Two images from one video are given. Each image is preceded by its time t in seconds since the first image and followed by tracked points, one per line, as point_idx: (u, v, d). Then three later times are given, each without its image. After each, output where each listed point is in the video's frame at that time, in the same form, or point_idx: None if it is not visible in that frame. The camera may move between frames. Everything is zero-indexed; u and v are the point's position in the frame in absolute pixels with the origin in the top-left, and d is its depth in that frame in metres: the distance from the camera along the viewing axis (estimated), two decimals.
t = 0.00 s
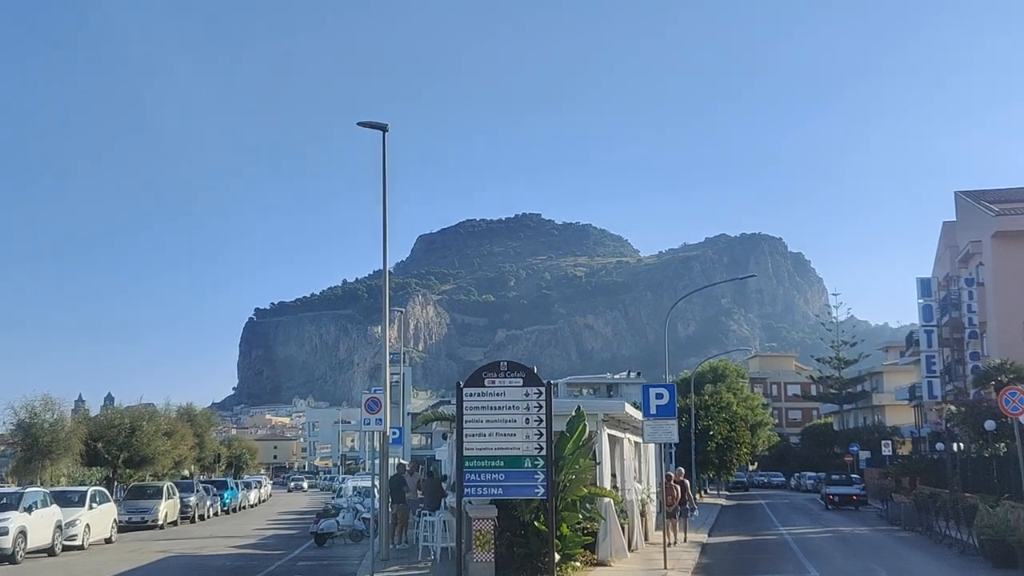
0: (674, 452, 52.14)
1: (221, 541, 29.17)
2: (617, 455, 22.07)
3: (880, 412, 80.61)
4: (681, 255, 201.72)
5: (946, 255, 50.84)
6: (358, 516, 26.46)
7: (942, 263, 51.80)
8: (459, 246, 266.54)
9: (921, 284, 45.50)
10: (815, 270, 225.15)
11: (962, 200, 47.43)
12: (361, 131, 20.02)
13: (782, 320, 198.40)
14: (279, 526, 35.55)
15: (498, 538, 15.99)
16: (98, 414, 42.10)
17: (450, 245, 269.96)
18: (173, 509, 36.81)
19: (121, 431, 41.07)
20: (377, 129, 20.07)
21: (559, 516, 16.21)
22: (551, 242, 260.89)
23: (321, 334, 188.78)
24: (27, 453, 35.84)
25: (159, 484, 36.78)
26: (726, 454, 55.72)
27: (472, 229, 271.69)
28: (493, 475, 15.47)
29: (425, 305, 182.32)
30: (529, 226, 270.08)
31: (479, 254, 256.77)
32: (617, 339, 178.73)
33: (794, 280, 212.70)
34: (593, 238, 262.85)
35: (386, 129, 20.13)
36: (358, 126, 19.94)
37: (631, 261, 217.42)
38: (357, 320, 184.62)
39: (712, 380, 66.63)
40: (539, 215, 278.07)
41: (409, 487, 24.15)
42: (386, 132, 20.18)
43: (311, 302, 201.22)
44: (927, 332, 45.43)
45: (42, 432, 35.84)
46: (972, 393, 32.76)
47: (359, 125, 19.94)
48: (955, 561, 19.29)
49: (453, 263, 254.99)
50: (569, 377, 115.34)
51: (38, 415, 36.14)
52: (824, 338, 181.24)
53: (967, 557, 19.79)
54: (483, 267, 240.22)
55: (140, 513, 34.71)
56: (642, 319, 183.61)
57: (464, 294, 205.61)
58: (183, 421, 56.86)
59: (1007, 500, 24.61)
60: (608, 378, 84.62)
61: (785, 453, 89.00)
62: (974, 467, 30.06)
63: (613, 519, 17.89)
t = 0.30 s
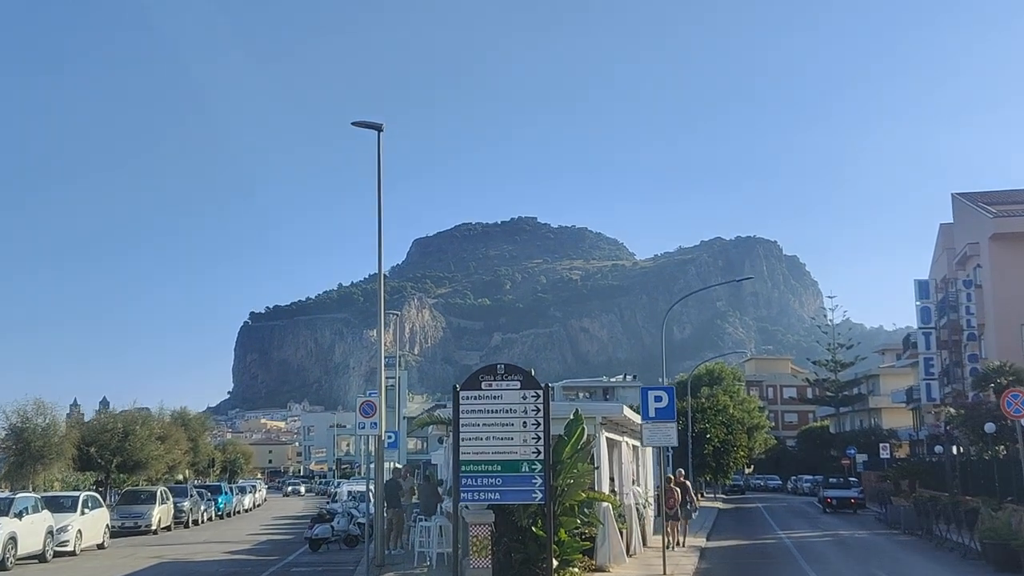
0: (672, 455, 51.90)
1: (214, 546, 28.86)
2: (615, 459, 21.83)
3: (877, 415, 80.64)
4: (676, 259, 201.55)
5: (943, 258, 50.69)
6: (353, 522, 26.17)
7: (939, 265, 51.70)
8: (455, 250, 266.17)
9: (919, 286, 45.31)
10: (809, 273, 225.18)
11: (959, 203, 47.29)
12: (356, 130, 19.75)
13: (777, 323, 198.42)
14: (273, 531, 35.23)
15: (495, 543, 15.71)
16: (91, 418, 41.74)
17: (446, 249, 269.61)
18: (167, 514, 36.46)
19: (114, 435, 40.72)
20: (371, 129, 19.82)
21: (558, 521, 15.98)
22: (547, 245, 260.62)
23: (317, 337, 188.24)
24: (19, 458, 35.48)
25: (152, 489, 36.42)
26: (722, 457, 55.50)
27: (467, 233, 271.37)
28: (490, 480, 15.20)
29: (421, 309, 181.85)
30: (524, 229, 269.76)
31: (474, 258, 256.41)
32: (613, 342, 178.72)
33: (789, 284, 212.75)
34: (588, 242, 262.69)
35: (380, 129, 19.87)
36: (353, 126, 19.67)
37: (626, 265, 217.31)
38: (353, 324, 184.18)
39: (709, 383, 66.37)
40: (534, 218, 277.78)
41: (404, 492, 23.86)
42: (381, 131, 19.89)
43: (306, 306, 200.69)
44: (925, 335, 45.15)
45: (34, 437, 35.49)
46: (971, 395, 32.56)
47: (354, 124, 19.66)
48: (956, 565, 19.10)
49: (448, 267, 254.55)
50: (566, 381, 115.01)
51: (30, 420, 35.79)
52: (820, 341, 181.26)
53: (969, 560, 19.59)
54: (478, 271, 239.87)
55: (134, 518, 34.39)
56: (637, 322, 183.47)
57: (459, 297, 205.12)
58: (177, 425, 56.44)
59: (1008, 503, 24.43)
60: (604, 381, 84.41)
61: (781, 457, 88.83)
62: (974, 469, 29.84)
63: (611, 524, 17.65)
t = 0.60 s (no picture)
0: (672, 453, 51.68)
1: (211, 545, 28.62)
2: (615, 456, 21.61)
3: (878, 414, 80.52)
4: (677, 258, 201.29)
5: (945, 255, 50.47)
6: (351, 520, 25.97)
7: (941, 263, 51.49)
8: (455, 249, 265.88)
9: (921, 284, 45.12)
10: (810, 273, 224.94)
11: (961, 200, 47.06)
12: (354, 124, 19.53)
13: (777, 322, 198.28)
14: (271, 530, 35.02)
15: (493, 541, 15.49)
16: (89, 416, 41.53)
17: (446, 249, 269.33)
18: (164, 513, 36.24)
19: (111, 434, 40.52)
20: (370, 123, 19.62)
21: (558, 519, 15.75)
22: (547, 245, 260.36)
23: (317, 337, 187.90)
24: (15, 456, 35.28)
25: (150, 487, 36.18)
26: (723, 456, 55.31)
27: (468, 232, 271.05)
28: (489, 477, 14.98)
29: (421, 308, 181.53)
30: (524, 229, 269.45)
31: (474, 257, 256.18)
32: (613, 342, 178.55)
33: (789, 283, 212.60)
34: (588, 242, 262.45)
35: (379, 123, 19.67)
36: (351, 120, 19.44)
37: (626, 264, 217.08)
38: (353, 323, 183.95)
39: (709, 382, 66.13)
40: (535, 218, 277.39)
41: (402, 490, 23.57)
42: (379, 125, 19.70)
43: (307, 306, 200.38)
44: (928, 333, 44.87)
45: (30, 434, 35.31)
46: (974, 393, 32.30)
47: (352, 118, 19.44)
48: (960, 564, 18.89)
49: (448, 267, 254.36)
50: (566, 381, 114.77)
51: (27, 418, 35.62)
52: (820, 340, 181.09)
53: (973, 559, 19.37)
54: (478, 271, 239.68)
55: (131, 516, 34.15)
56: (638, 322, 183.27)
57: (460, 297, 204.75)
58: (176, 424, 56.17)
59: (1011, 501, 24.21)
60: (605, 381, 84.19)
61: (781, 456, 88.61)
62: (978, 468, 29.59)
63: (612, 522, 17.42)
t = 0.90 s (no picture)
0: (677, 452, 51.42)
1: (211, 542, 28.42)
2: (619, 453, 21.31)
3: (884, 413, 80.33)
4: (682, 256, 200.86)
5: (952, 253, 50.17)
6: (352, 517, 25.68)
7: (948, 260, 51.11)
8: (459, 248, 265.61)
9: (927, 281, 44.85)
10: (815, 271, 224.19)
11: (968, 196, 46.74)
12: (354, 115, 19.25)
13: (782, 322, 197.86)
14: (272, 527, 34.81)
15: (495, 538, 15.20)
16: (90, 412, 41.34)
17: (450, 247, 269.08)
18: (165, 510, 36.01)
19: (112, 430, 40.31)
20: (371, 113, 19.35)
21: (559, 516, 15.47)
22: (551, 243, 260.01)
23: (321, 335, 187.63)
24: (14, 452, 35.04)
25: (150, 484, 35.95)
26: (728, 454, 55.07)
27: (472, 231, 270.75)
28: (490, 472, 14.70)
29: (425, 307, 181.31)
30: (528, 228, 269.02)
31: (478, 256, 255.83)
32: (618, 341, 178.24)
33: (794, 282, 212.10)
34: (592, 240, 262.06)
35: (380, 114, 19.42)
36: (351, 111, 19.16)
37: (631, 263, 216.54)
38: (358, 322, 183.75)
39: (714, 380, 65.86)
40: (539, 217, 276.85)
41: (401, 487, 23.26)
42: (380, 116, 19.40)
43: (311, 304, 200.23)
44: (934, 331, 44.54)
45: (29, 431, 35.07)
46: (983, 390, 31.92)
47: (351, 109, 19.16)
48: (970, 562, 18.58)
49: (453, 265, 254.03)
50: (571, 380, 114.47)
51: (26, 414, 35.40)
52: (826, 340, 180.60)
53: (984, 555, 19.07)
54: (482, 270, 239.36)
55: (131, 513, 33.91)
56: (642, 321, 183.15)
57: (464, 295, 204.37)
58: (177, 421, 56.00)
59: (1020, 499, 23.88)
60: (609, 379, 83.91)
61: (786, 454, 88.33)
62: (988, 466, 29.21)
63: (614, 519, 17.12)
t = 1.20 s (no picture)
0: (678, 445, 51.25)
1: (208, 534, 28.22)
2: (619, 444, 21.10)
3: (885, 406, 80.16)
4: (683, 250, 200.57)
5: (954, 244, 49.91)
6: (352, 509, 25.47)
7: (950, 251, 50.87)
8: (460, 242, 265.36)
9: (930, 272, 44.57)
10: (816, 264, 223.75)
11: (970, 187, 46.46)
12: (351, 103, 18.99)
13: (783, 315, 197.68)
14: (271, 520, 34.64)
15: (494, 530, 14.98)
16: (87, 405, 41.13)
17: (451, 240, 268.83)
18: (163, 503, 35.79)
19: (110, 422, 40.11)
20: (368, 101, 19.09)
21: (559, 507, 15.25)
22: (552, 236, 259.69)
23: (322, 329, 187.46)
24: (11, 444, 34.87)
25: (149, 477, 35.75)
26: (729, 446, 54.90)
27: (472, 224, 270.44)
28: (489, 464, 14.48)
29: (426, 300, 181.13)
30: (529, 221, 268.62)
31: (479, 249, 255.56)
32: (618, 335, 177.92)
33: (795, 275, 211.82)
34: (593, 233, 261.73)
35: (377, 102, 19.14)
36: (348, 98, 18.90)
37: (631, 256, 216.06)
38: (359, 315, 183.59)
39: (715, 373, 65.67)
40: (539, 210, 276.33)
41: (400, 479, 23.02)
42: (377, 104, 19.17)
43: (312, 298, 200.04)
44: (937, 323, 44.22)
45: (25, 423, 34.90)
46: (986, 381, 31.67)
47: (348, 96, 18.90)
48: (976, 554, 18.36)
49: (454, 258, 253.84)
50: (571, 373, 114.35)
51: (22, 406, 35.21)
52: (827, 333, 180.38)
53: (990, 548, 18.84)
54: (483, 263, 239.10)
55: (129, 506, 33.70)
56: (643, 314, 183.01)
57: (465, 289, 204.07)
58: (176, 413, 55.84)
59: None
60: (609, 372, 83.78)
61: (786, 446, 88.21)
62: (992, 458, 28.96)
63: (615, 511, 16.87)
